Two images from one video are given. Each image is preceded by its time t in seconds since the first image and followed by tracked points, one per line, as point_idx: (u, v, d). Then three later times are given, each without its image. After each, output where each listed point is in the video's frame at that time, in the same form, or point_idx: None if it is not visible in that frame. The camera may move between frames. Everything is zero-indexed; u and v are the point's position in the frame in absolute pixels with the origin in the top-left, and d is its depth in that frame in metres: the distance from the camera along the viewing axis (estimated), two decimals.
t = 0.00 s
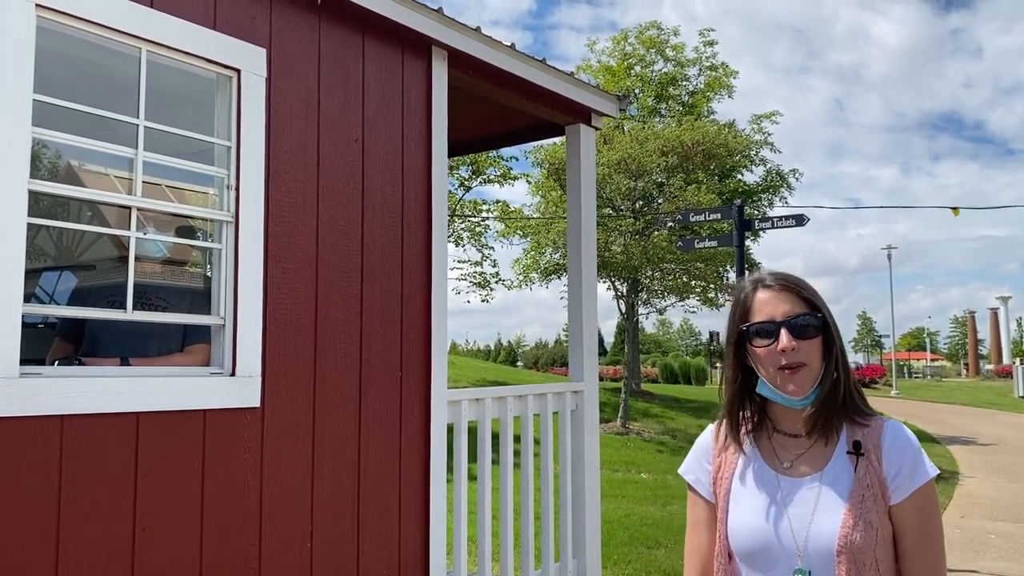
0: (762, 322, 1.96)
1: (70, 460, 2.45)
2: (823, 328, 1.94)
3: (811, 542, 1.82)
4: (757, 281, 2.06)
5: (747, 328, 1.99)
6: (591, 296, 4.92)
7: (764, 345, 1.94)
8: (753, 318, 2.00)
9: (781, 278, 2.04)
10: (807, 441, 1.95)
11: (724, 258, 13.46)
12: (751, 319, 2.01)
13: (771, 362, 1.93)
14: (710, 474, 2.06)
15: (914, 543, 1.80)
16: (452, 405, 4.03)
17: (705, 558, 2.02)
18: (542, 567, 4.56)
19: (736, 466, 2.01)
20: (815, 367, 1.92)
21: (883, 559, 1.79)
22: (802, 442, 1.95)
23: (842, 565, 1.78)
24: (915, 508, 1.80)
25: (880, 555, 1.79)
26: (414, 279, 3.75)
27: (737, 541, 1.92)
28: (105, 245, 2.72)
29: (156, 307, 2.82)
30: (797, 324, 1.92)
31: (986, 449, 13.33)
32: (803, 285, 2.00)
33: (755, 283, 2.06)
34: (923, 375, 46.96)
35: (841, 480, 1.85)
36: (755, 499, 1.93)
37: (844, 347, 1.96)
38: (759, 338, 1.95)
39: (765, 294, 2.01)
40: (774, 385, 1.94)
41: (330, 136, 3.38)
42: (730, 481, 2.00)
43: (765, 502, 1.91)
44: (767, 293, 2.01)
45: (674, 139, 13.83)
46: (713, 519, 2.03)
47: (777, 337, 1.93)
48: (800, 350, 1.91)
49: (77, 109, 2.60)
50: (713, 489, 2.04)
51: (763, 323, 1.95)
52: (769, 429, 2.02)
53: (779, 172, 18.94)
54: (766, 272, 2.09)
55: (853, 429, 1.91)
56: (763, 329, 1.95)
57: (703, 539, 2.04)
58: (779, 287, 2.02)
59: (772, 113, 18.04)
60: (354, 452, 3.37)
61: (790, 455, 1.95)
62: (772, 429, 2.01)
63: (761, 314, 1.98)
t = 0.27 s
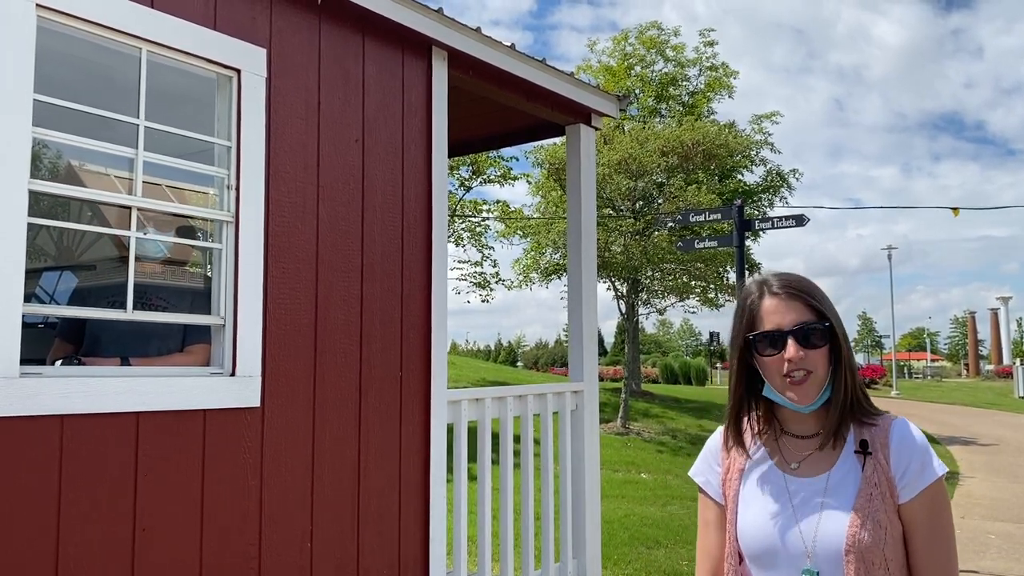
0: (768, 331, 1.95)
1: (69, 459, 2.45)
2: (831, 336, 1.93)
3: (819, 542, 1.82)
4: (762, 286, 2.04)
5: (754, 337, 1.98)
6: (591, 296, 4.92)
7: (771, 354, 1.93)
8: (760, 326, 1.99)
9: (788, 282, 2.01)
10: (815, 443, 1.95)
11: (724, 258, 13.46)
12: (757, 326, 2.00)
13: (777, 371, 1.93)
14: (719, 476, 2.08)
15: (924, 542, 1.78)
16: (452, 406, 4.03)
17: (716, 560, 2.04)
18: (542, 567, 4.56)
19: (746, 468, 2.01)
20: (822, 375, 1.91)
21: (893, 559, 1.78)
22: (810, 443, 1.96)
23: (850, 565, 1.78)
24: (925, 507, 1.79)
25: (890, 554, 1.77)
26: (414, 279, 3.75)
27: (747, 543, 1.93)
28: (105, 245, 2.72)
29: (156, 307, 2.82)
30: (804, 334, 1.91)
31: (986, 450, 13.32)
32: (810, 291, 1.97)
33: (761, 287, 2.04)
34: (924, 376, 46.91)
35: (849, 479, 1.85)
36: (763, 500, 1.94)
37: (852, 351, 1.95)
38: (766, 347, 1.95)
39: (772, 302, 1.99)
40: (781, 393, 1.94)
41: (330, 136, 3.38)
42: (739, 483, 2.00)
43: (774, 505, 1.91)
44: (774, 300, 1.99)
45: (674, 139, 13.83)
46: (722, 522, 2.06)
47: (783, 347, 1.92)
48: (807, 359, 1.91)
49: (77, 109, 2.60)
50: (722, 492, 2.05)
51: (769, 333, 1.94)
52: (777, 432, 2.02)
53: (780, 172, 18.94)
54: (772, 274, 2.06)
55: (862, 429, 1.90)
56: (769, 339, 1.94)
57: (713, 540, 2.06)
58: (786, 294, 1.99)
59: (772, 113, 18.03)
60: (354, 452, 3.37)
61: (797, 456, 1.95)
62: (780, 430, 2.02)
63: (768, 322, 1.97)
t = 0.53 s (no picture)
0: (777, 330, 1.95)
1: (69, 459, 2.45)
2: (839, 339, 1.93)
3: (825, 541, 1.82)
4: (773, 283, 2.03)
5: (763, 335, 1.98)
6: (592, 296, 4.92)
7: (779, 353, 1.94)
8: (769, 325, 1.98)
9: (799, 281, 2.00)
10: (820, 443, 1.95)
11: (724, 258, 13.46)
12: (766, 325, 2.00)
13: (784, 370, 1.94)
14: (726, 478, 2.07)
15: (931, 541, 1.78)
16: (452, 405, 4.03)
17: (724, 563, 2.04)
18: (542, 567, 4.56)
19: (751, 468, 2.01)
20: (827, 376, 1.92)
21: (900, 557, 1.78)
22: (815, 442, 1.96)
23: (857, 564, 1.78)
24: (931, 505, 1.78)
25: (897, 552, 1.77)
26: (414, 279, 3.75)
27: (754, 543, 1.92)
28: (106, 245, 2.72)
29: (156, 306, 2.82)
30: (812, 336, 1.92)
31: (987, 450, 13.31)
32: (821, 292, 1.96)
33: (772, 285, 2.02)
34: (924, 376, 46.90)
35: (853, 478, 1.85)
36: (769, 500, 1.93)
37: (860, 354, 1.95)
38: (774, 347, 1.95)
39: (782, 301, 1.98)
40: (786, 392, 1.95)
41: (330, 135, 3.38)
42: (745, 484, 2.00)
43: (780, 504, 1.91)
44: (784, 300, 1.98)
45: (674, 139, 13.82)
46: (730, 523, 2.05)
47: (791, 348, 1.93)
48: (814, 360, 1.91)
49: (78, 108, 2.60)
50: (729, 493, 2.05)
51: (778, 333, 1.95)
52: (779, 430, 2.02)
53: (780, 172, 18.93)
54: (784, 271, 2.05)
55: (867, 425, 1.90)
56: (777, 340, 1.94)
57: (722, 542, 2.06)
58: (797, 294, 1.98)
59: (773, 113, 18.02)
60: (355, 452, 3.37)
61: (801, 456, 1.95)
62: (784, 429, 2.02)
63: (777, 322, 1.96)
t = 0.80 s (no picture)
0: (781, 327, 1.96)
1: (69, 458, 2.45)
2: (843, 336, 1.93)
3: (830, 540, 1.82)
4: (777, 282, 2.03)
5: (766, 333, 1.98)
6: (592, 296, 4.92)
7: (782, 351, 1.94)
8: (773, 322, 1.99)
9: (803, 279, 2.01)
10: (825, 442, 1.95)
11: (725, 257, 13.46)
12: (771, 323, 2.00)
13: (787, 368, 1.94)
14: (729, 477, 2.06)
15: (935, 541, 1.78)
16: (452, 405, 4.03)
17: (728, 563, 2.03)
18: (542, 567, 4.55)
19: (755, 468, 2.00)
20: (831, 374, 1.92)
21: (904, 556, 1.78)
22: (819, 441, 1.95)
23: (862, 563, 1.78)
24: (935, 505, 1.79)
25: (901, 552, 1.77)
26: (414, 278, 3.75)
27: (758, 543, 1.92)
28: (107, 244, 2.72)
29: (157, 306, 2.82)
30: (815, 333, 1.92)
31: (987, 450, 13.31)
32: (826, 290, 1.96)
33: (775, 284, 2.03)
34: (925, 376, 46.91)
35: (858, 477, 1.86)
36: (774, 498, 1.93)
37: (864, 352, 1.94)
38: (778, 344, 1.95)
39: (786, 299, 1.98)
40: (791, 390, 1.95)
41: (330, 134, 3.38)
42: (749, 483, 1.99)
43: (784, 503, 1.90)
44: (788, 298, 1.98)
45: (674, 139, 13.83)
46: (733, 523, 2.04)
47: (795, 345, 1.93)
48: (818, 358, 1.91)
49: (78, 108, 2.60)
50: (733, 492, 2.03)
51: (782, 330, 1.95)
52: (785, 429, 2.01)
53: (781, 172, 18.92)
54: (787, 270, 2.06)
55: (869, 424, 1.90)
56: (781, 336, 1.94)
57: (725, 542, 2.05)
58: (800, 291, 1.98)
59: (773, 113, 18.02)
60: (354, 451, 3.37)
61: (805, 455, 1.95)
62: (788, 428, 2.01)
63: (781, 319, 1.97)
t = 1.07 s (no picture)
0: (785, 325, 1.95)
1: (69, 458, 2.45)
2: (847, 335, 1.92)
3: (832, 541, 1.81)
4: (783, 281, 2.03)
5: (771, 330, 1.98)
6: (592, 296, 4.92)
7: (786, 349, 1.93)
8: (778, 320, 1.98)
9: (809, 278, 2.00)
10: (828, 442, 1.94)
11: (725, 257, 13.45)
12: (775, 320, 1.99)
13: (790, 365, 1.94)
14: (731, 476, 2.06)
15: (937, 542, 1.78)
16: (452, 405, 4.03)
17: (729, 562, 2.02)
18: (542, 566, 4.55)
19: (757, 467, 2.00)
20: (835, 373, 1.92)
21: (906, 557, 1.78)
22: (822, 442, 1.95)
23: (864, 564, 1.78)
24: (937, 506, 1.79)
25: (903, 552, 1.77)
26: (415, 278, 3.75)
27: (760, 542, 1.91)
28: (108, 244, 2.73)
29: (157, 305, 2.82)
30: (819, 331, 1.92)
31: (987, 450, 13.31)
32: (832, 290, 1.96)
33: (781, 283, 2.03)
34: (925, 376, 46.90)
35: (861, 477, 1.85)
36: (776, 498, 1.92)
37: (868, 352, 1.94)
38: (782, 341, 1.94)
39: (791, 297, 1.98)
40: (793, 387, 1.95)
41: (330, 134, 3.38)
42: (751, 482, 1.99)
43: (786, 502, 1.90)
44: (793, 296, 1.98)
45: (674, 139, 13.82)
46: (734, 522, 2.04)
47: (798, 343, 1.93)
48: (822, 357, 1.91)
49: (78, 107, 2.59)
50: (734, 492, 2.03)
51: (786, 327, 1.95)
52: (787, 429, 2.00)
53: (781, 172, 18.91)
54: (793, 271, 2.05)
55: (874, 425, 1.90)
56: (785, 334, 1.94)
57: (726, 541, 2.04)
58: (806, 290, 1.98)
59: (774, 113, 18.01)
60: (354, 451, 3.37)
61: (809, 455, 1.94)
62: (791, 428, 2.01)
63: (786, 317, 1.96)
